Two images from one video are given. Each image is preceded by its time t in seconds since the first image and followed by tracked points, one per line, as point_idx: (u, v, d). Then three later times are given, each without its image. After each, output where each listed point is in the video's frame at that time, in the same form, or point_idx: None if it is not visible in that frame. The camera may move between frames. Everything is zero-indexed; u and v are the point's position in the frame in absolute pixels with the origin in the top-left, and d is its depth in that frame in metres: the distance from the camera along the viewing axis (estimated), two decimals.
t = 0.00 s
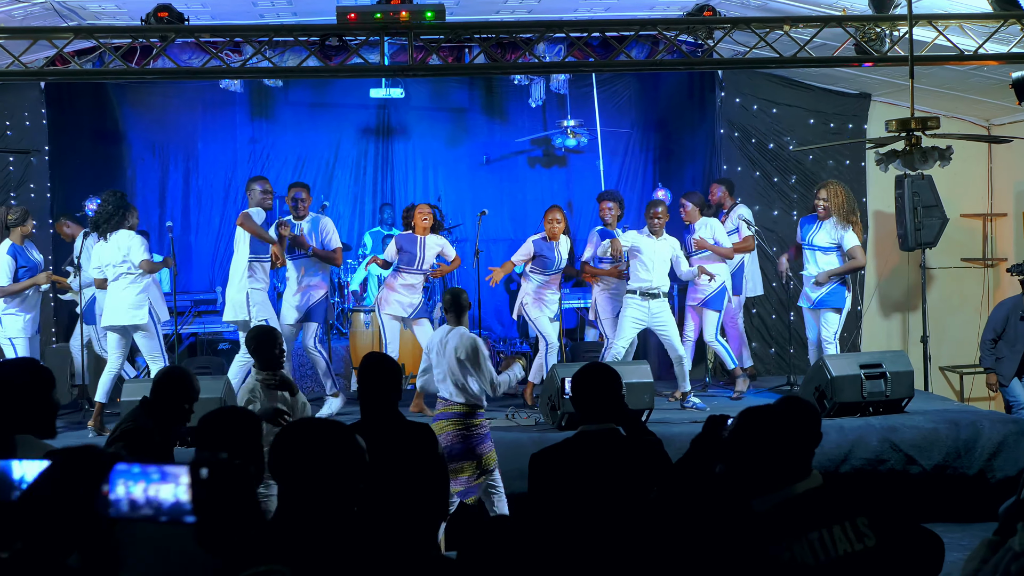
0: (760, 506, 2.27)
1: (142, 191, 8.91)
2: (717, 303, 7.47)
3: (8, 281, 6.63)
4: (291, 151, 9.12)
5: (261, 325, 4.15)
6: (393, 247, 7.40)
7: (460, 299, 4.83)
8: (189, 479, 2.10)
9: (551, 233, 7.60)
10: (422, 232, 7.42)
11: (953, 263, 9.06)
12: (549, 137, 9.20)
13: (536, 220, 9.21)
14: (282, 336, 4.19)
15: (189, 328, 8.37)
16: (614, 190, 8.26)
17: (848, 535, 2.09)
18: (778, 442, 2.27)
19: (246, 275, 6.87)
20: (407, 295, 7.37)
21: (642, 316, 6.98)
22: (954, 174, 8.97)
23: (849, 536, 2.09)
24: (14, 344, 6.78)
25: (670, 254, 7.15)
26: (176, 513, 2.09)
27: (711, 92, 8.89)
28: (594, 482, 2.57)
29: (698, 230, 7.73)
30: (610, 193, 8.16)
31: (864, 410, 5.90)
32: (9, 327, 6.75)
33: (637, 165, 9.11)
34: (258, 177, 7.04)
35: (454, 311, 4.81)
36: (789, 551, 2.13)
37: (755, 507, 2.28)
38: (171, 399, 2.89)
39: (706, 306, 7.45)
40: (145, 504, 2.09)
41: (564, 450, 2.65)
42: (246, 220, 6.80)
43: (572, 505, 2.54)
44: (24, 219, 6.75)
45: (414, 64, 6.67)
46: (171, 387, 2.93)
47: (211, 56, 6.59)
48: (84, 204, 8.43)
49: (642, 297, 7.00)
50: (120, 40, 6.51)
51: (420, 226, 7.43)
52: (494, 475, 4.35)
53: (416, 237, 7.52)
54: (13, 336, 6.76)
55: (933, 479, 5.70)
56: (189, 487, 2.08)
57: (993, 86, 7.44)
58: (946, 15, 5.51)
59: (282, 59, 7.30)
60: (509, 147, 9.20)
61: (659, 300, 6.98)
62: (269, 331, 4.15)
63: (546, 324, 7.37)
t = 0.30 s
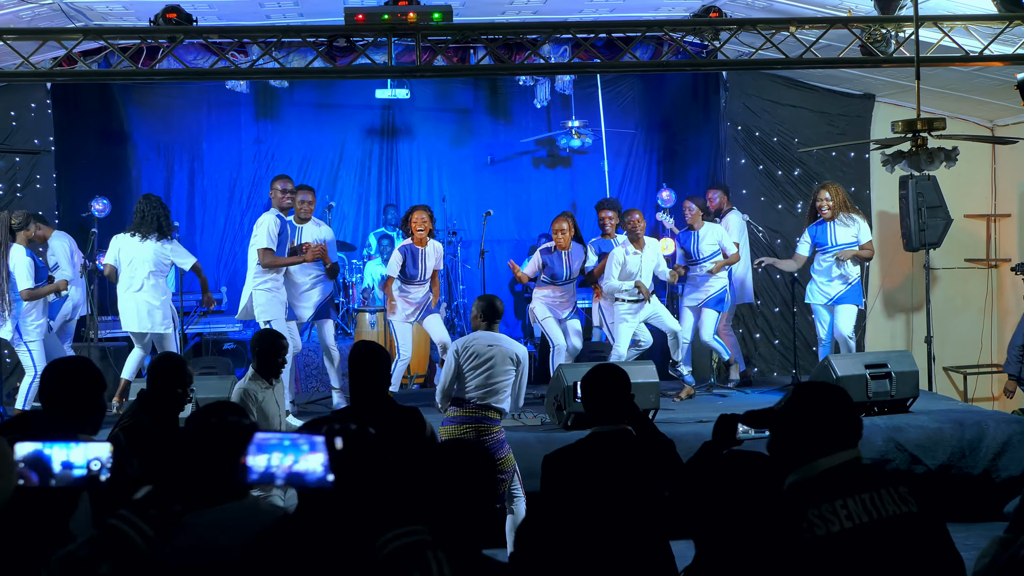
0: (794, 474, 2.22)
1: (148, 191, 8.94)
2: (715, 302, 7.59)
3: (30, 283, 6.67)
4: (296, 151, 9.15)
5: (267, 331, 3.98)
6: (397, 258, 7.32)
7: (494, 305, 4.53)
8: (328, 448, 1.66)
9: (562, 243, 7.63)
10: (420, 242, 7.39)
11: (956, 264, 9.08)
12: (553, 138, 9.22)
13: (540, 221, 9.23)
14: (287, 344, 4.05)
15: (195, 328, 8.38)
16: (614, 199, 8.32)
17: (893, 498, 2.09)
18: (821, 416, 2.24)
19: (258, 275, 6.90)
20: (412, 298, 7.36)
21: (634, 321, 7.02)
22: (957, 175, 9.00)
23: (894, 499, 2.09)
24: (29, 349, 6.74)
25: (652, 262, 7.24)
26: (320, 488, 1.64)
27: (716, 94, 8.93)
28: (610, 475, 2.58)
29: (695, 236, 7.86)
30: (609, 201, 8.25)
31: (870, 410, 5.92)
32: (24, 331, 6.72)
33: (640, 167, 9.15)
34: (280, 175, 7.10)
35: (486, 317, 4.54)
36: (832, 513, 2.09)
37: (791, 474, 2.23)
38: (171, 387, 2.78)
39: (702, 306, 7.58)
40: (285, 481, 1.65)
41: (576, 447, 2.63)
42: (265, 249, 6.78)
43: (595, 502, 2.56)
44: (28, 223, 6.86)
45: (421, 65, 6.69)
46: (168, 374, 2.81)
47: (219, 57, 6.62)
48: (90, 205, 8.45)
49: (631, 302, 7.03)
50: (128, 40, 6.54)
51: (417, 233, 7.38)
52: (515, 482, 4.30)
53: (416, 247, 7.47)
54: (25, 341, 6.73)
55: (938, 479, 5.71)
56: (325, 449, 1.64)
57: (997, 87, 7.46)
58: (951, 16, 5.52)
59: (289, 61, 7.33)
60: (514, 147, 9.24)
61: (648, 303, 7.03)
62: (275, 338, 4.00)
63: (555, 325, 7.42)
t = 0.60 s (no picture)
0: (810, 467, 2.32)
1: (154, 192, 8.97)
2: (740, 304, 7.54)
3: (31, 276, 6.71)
4: (302, 152, 9.19)
5: (261, 323, 4.26)
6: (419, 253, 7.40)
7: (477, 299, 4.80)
8: (439, 442, 2.01)
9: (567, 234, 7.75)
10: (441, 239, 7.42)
11: (960, 265, 9.11)
12: (558, 139, 9.25)
13: (544, 222, 9.26)
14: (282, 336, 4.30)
15: (201, 329, 8.37)
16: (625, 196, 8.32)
17: (896, 513, 2.12)
18: (842, 417, 2.32)
19: (267, 277, 6.91)
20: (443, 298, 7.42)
21: (656, 317, 7.11)
22: (961, 176, 9.02)
23: (897, 515, 2.12)
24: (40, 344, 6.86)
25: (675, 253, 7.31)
26: (426, 477, 1.98)
27: (720, 96, 8.96)
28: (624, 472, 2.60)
29: (722, 236, 7.73)
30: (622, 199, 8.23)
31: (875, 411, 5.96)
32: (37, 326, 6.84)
33: (644, 167, 9.21)
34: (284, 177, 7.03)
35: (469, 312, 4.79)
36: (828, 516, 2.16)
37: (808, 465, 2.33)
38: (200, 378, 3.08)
39: (730, 307, 7.50)
40: (393, 468, 1.99)
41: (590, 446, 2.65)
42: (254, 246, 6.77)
43: (607, 498, 2.59)
44: (37, 219, 6.84)
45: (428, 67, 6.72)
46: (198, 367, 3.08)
47: (228, 59, 6.66)
48: (96, 206, 8.48)
49: (657, 301, 7.12)
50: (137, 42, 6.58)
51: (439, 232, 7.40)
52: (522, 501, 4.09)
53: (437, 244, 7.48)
54: (38, 335, 6.85)
55: (943, 479, 5.74)
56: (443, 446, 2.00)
57: (1001, 89, 7.48)
58: (957, 18, 5.56)
59: (296, 62, 7.37)
60: (518, 149, 9.27)
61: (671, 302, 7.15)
62: (270, 329, 4.26)
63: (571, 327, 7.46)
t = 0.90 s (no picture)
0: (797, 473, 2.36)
1: (160, 194, 9.01)
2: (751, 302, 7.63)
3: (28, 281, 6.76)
4: (308, 155, 9.23)
5: (256, 323, 4.23)
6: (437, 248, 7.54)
7: (463, 307, 5.03)
8: (488, 459, 2.14)
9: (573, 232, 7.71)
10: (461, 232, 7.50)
11: (964, 267, 9.12)
12: (563, 142, 9.28)
13: (549, 224, 9.31)
14: (278, 336, 4.29)
15: (207, 331, 8.40)
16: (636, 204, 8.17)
17: (877, 519, 2.15)
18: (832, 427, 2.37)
19: (270, 279, 6.95)
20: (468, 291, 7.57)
21: (663, 311, 7.15)
22: (965, 179, 9.04)
23: (879, 521, 2.14)
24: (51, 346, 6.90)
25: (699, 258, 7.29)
26: (472, 490, 2.13)
27: (725, 98, 9.00)
28: (625, 477, 2.63)
29: (733, 231, 7.80)
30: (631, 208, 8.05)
31: (879, 414, 5.99)
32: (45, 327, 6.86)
33: (649, 170, 9.23)
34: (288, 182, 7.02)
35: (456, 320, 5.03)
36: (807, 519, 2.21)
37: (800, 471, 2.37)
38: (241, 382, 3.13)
39: (739, 305, 7.58)
40: (444, 482, 2.18)
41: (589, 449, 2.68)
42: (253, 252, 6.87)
43: (609, 503, 2.63)
44: (45, 225, 6.89)
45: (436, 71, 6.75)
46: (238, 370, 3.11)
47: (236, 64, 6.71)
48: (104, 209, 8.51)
49: (664, 298, 7.17)
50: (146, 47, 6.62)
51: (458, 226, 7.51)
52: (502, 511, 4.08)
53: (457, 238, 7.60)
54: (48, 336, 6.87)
55: (947, 482, 5.76)
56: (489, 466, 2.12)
57: (1006, 92, 7.50)
58: (961, 23, 5.58)
59: (304, 66, 7.41)
60: (523, 151, 9.31)
61: (678, 303, 7.18)
62: (265, 330, 4.25)
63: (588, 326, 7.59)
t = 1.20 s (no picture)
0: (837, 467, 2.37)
1: (163, 196, 9.05)
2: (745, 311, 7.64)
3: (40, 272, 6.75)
4: (310, 156, 9.26)
5: (257, 327, 4.35)
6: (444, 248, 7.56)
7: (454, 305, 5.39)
8: (486, 444, 1.91)
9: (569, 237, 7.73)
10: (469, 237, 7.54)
11: (964, 268, 9.15)
12: (564, 143, 9.32)
13: (551, 225, 9.35)
14: (276, 340, 4.37)
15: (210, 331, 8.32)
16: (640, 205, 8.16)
17: (910, 520, 2.12)
18: (880, 425, 2.36)
19: (270, 279, 6.98)
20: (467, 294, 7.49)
21: (664, 318, 7.19)
22: (965, 180, 9.07)
23: (911, 521, 2.13)
24: (53, 347, 6.94)
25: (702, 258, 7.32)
26: (468, 472, 1.91)
27: (725, 100, 8.99)
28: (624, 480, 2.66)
29: (734, 242, 7.80)
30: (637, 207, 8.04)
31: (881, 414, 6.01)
32: (48, 328, 6.91)
33: (650, 171, 9.28)
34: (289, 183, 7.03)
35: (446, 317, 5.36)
36: (838, 509, 2.19)
37: (841, 463, 2.39)
38: (285, 388, 3.03)
39: (737, 312, 7.58)
40: (440, 466, 1.92)
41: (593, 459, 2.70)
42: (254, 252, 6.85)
43: (616, 500, 2.66)
44: (47, 225, 6.95)
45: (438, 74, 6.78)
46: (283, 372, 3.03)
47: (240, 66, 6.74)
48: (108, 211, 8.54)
49: (666, 303, 7.19)
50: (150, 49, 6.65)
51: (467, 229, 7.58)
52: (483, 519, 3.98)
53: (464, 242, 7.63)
54: (50, 337, 6.92)
55: (948, 482, 5.79)
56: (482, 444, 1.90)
57: (1006, 94, 7.53)
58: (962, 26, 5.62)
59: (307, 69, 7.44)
60: (525, 152, 9.34)
61: (680, 306, 7.20)
62: (265, 334, 4.35)
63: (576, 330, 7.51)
